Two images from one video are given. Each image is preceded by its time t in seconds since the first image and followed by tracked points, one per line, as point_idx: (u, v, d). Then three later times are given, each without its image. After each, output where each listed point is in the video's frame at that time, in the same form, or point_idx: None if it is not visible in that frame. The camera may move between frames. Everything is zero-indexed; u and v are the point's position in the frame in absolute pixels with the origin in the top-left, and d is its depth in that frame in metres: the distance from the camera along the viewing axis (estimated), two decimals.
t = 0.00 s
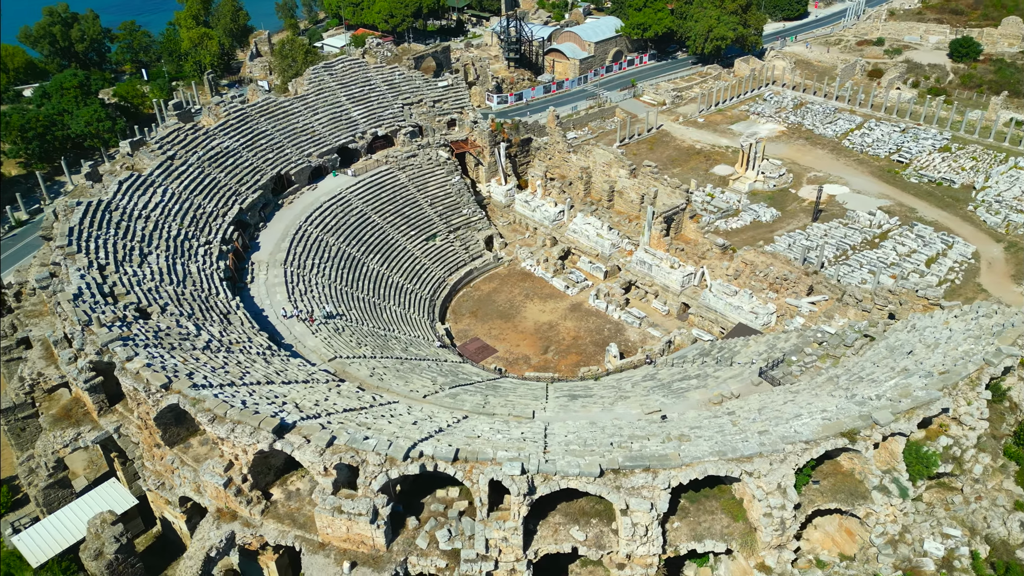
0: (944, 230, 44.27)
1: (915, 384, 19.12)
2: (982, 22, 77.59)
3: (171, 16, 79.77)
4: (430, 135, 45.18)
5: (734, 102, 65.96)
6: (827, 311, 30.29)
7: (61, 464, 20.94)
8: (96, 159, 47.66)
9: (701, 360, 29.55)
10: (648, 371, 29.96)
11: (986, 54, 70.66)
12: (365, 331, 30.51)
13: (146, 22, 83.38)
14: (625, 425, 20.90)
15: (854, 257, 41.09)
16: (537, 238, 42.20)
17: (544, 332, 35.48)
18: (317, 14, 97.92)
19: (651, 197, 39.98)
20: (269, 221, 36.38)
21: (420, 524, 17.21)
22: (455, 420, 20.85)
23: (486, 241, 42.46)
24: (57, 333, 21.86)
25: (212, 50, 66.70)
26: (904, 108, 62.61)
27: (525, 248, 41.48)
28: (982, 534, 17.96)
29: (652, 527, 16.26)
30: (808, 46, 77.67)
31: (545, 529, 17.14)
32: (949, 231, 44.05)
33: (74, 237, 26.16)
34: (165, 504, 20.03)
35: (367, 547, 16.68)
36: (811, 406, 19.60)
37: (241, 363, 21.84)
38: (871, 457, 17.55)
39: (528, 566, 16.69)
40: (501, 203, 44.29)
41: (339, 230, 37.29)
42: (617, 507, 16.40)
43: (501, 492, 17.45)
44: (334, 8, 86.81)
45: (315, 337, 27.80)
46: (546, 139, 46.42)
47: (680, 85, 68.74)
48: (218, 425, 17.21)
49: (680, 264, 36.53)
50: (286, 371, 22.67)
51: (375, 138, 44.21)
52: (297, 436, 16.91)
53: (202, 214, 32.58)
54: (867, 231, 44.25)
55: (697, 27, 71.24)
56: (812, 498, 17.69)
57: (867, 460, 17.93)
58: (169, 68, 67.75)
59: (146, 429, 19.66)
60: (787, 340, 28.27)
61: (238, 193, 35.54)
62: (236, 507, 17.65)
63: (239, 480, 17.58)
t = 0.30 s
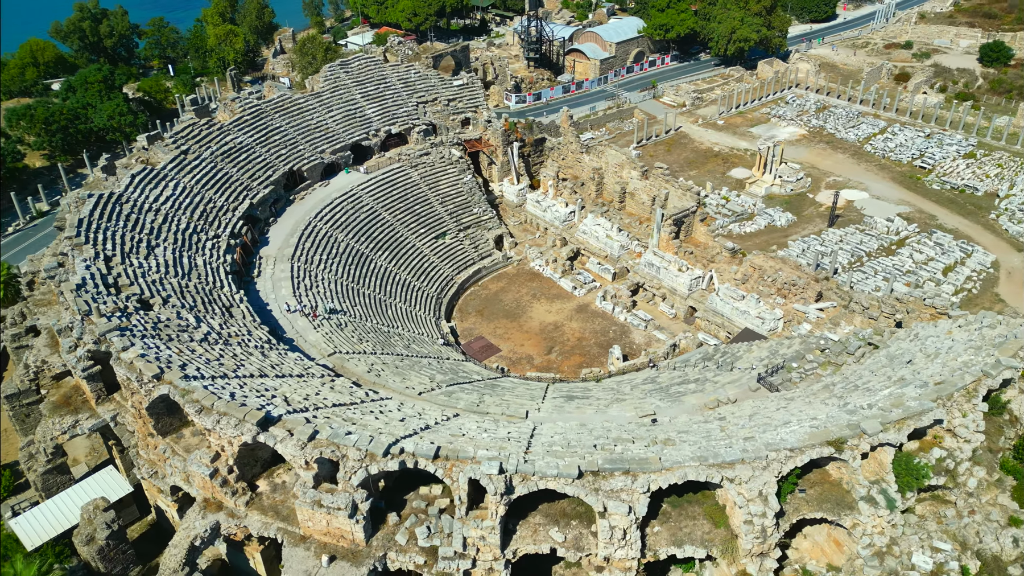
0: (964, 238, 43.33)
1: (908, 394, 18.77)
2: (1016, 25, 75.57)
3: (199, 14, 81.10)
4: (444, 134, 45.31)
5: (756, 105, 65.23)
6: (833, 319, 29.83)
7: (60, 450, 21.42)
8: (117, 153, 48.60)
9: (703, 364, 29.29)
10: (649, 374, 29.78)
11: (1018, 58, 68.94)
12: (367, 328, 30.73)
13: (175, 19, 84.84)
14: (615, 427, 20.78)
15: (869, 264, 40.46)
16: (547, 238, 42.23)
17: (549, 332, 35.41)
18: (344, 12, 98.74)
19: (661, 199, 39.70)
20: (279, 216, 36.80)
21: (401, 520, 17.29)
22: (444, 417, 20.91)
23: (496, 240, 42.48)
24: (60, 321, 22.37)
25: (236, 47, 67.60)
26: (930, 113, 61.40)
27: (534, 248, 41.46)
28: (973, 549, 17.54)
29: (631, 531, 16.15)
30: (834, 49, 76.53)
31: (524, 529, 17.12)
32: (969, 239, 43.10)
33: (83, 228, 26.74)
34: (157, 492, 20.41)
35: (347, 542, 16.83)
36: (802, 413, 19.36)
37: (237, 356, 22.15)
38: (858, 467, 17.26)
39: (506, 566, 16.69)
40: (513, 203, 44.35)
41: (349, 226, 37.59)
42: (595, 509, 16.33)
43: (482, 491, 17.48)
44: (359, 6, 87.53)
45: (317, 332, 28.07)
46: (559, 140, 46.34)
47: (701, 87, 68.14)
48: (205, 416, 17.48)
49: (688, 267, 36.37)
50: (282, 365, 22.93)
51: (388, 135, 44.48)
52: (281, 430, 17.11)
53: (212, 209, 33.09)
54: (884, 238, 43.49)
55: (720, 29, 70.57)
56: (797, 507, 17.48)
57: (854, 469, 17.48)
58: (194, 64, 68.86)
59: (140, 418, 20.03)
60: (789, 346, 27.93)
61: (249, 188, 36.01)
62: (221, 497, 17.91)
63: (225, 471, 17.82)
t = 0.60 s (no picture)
0: (983, 246, 42.39)
1: (900, 404, 18.43)
2: None
3: (226, 11, 82.23)
4: (457, 133, 45.42)
5: (777, 108, 64.47)
6: (838, 326, 29.36)
7: (59, 438, 21.89)
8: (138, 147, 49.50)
9: (705, 368, 29.02)
10: (650, 378, 29.58)
11: None
12: (370, 324, 30.95)
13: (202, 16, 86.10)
14: (605, 429, 20.69)
15: (884, 271, 39.79)
16: (557, 238, 42.18)
17: (554, 333, 35.34)
18: (369, 10, 99.37)
19: (672, 202, 39.42)
20: (290, 212, 37.20)
21: (382, 516, 17.39)
22: (434, 415, 21.00)
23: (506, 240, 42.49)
24: (63, 311, 22.87)
25: (260, 44, 68.36)
26: (956, 119, 60.15)
27: (544, 248, 41.42)
28: (962, 564, 17.12)
29: (608, 534, 16.08)
30: (860, 52, 75.32)
31: (504, 529, 17.11)
32: (989, 248, 42.16)
33: (92, 220, 27.31)
34: (151, 481, 20.76)
35: (328, 536, 16.99)
36: (792, 420, 19.12)
37: (232, 349, 22.45)
38: (844, 477, 16.99)
39: (484, 565, 16.71)
40: (524, 203, 44.36)
41: (358, 223, 37.88)
42: (574, 511, 16.29)
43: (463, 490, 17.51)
44: (383, 5, 88.11)
45: (318, 327, 28.35)
46: (573, 140, 46.22)
47: (722, 89, 67.49)
48: (193, 408, 17.74)
49: (696, 271, 36.08)
50: (278, 359, 23.20)
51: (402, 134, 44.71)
52: (265, 423, 17.31)
53: (222, 203, 33.57)
54: (901, 245, 42.69)
55: (743, 31, 69.86)
56: (780, 515, 17.29)
57: (840, 479, 17.20)
58: (219, 61, 69.87)
59: (135, 408, 20.40)
60: (791, 352, 27.60)
61: (261, 184, 36.47)
62: (208, 488, 18.16)
63: (212, 463, 18.04)
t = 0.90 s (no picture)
0: (1001, 255, 41.49)
1: (889, 414, 18.13)
2: None
3: (251, 9, 83.26)
4: (469, 132, 45.47)
5: (798, 111, 63.74)
6: (842, 333, 28.91)
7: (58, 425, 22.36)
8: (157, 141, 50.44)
9: (705, 373, 28.78)
10: (649, 381, 29.40)
11: None
12: (372, 321, 31.15)
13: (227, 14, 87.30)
14: (593, 431, 20.61)
15: (897, 279, 39.13)
16: (566, 239, 42.10)
17: (557, 334, 35.28)
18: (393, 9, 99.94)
19: (681, 204, 39.12)
20: (299, 208, 37.57)
21: (363, 511, 17.49)
22: (423, 413, 21.08)
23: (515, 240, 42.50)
24: (66, 301, 23.38)
25: (282, 42, 69.09)
26: (981, 124, 58.90)
27: (552, 248, 41.38)
28: None
29: (584, 536, 16.04)
30: (885, 55, 74.12)
31: (482, 528, 17.13)
32: (1007, 257, 41.26)
33: (100, 213, 27.86)
34: (144, 470, 21.12)
35: (309, 529, 17.16)
36: (779, 427, 18.90)
37: (228, 342, 22.74)
38: (827, 485, 16.75)
39: (461, 563, 16.75)
40: (534, 203, 44.37)
41: (366, 220, 38.12)
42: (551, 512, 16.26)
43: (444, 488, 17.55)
44: (406, 4, 88.63)
45: (319, 323, 28.61)
46: (585, 141, 46.08)
47: (741, 91, 66.86)
48: (180, 399, 18.01)
49: (702, 275, 35.93)
50: (273, 353, 23.46)
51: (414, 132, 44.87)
52: (249, 416, 17.52)
53: (231, 198, 34.02)
54: (916, 252, 41.91)
55: (765, 33, 69.13)
56: (762, 522, 17.12)
57: (823, 488, 16.97)
58: (242, 58, 70.79)
59: (129, 398, 20.75)
60: (791, 359, 27.30)
61: (271, 180, 36.89)
62: (195, 479, 18.42)
63: (199, 454, 18.30)
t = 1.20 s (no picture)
0: (1018, 264, 40.59)
1: (877, 423, 17.86)
2: None
3: (274, 6, 84.19)
4: (481, 131, 45.52)
5: (818, 115, 62.99)
6: (845, 340, 28.47)
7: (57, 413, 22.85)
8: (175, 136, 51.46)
9: (704, 377, 28.57)
10: (648, 384, 29.24)
11: None
12: (373, 318, 31.33)
13: (251, 11, 88.30)
14: (580, 432, 20.56)
15: (910, 286, 38.43)
16: (574, 240, 42.01)
17: (560, 334, 35.22)
18: (416, 7, 100.32)
19: (689, 207, 38.85)
20: (308, 204, 37.91)
21: (343, 506, 17.61)
22: (412, 410, 21.18)
23: (523, 240, 42.47)
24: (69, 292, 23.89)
25: (303, 40, 69.71)
26: (1006, 130, 57.58)
27: (560, 249, 41.33)
28: None
29: (560, 538, 16.03)
30: (911, 58, 72.81)
31: (461, 526, 17.16)
32: None
33: (107, 206, 28.38)
34: (137, 458, 21.48)
35: (289, 522, 17.34)
36: (766, 433, 18.70)
37: (224, 335, 23.03)
38: (809, 493, 16.54)
39: (439, 560, 16.80)
40: (544, 203, 44.33)
41: (374, 217, 38.33)
42: (527, 512, 16.25)
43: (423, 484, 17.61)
44: (428, 3, 89.06)
45: (319, 318, 28.87)
46: (596, 142, 45.94)
47: (761, 94, 66.14)
48: (168, 390, 18.30)
49: (708, 278, 35.50)
50: (269, 347, 23.71)
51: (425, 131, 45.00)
52: (234, 409, 17.75)
53: (239, 194, 34.46)
54: (930, 259, 41.11)
55: (786, 34, 68.31)
56: (742, 529, 16.94)
57: (805, 496, 16.75)
58: (264, 55, 71.57)
59: (124, 387, 21.13)
60: (790, 365, 27.02)
61: (280, 175, 37.26)
62: (182, 469, 18.71)
63: (186, 445, 18.57)
